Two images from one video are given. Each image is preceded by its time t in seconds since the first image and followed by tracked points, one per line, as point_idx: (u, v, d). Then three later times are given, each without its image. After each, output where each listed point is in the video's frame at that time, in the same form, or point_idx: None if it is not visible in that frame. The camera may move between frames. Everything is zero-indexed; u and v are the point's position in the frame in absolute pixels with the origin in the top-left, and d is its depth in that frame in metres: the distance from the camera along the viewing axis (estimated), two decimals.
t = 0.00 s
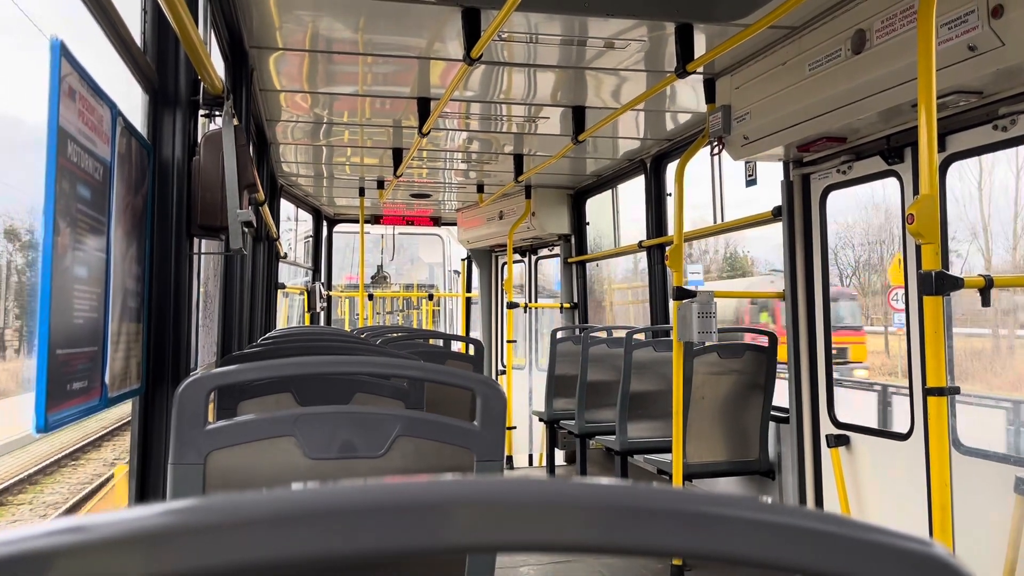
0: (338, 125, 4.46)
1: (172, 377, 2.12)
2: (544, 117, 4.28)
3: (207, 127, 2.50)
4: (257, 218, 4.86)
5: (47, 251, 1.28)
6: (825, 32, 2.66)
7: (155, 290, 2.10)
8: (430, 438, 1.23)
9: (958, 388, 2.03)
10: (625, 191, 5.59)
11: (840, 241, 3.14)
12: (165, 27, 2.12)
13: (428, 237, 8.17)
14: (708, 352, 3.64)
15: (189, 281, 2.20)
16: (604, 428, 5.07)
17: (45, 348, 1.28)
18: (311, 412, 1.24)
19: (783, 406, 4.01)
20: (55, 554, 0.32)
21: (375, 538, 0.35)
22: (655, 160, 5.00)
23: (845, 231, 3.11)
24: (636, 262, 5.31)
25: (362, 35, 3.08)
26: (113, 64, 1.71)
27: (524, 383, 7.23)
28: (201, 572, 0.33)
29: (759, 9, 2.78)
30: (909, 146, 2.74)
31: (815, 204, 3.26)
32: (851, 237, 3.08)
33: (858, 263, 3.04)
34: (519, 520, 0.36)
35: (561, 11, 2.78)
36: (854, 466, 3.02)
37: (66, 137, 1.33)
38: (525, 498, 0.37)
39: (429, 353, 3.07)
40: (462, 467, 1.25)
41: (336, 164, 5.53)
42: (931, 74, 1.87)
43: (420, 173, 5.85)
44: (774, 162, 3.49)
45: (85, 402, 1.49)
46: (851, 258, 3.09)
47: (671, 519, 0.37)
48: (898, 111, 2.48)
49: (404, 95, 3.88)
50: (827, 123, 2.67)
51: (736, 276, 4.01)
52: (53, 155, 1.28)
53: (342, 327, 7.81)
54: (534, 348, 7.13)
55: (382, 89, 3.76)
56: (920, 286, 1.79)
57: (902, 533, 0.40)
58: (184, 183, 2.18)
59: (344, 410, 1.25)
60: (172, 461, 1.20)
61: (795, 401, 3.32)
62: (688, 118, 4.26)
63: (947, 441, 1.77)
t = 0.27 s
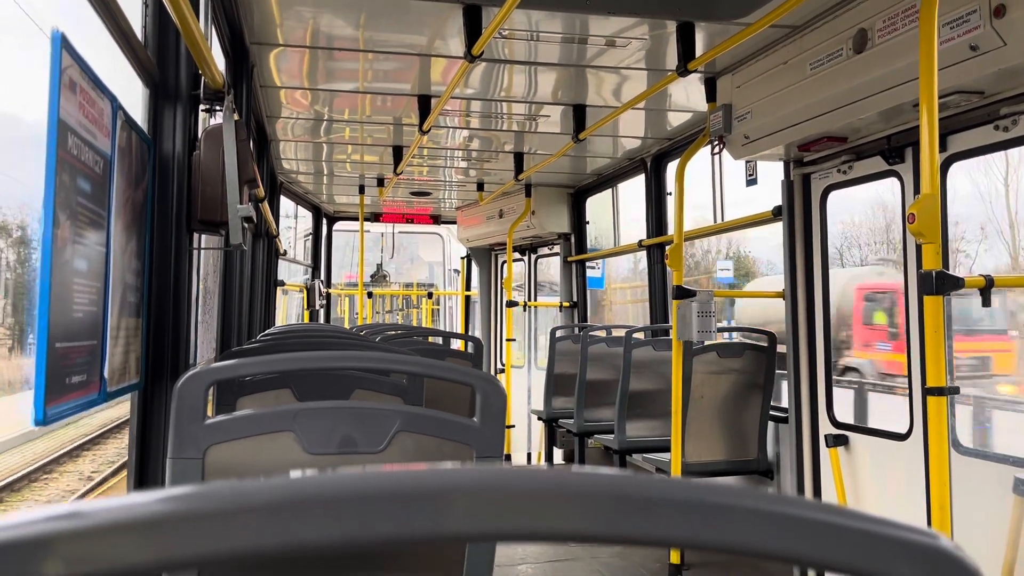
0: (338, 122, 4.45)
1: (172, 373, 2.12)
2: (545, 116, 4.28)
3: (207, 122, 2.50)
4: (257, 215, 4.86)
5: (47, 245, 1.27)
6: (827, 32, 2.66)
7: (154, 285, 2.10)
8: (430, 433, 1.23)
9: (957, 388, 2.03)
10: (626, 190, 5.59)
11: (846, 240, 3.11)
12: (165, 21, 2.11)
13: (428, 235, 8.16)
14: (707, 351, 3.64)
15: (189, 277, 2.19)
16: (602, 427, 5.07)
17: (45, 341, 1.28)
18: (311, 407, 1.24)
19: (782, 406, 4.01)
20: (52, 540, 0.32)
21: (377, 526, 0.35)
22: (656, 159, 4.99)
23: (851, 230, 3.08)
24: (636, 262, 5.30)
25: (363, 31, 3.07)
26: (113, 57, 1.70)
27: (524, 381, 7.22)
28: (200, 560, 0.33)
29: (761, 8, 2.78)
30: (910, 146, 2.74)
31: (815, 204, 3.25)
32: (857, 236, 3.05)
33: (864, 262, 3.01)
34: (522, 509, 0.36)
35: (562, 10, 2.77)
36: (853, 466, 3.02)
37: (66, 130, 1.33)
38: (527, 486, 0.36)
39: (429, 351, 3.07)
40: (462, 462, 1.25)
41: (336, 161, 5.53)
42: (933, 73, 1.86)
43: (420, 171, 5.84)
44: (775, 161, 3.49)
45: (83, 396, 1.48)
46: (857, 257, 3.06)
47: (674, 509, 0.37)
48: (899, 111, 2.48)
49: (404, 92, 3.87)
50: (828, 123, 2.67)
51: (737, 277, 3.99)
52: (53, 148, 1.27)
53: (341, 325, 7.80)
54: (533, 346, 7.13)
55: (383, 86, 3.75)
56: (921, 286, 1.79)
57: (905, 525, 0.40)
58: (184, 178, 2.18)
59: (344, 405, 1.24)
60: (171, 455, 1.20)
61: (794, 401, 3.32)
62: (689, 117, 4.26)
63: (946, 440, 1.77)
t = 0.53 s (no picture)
0: (337, 120, 4.45)
1: (171, 371, 2.12)
2: (544, 115, 4.28)
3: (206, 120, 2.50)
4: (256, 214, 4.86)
5: (46, 243, 1.27)
6: (826, 31, 2.66)
7: (153, 284, 2.10)
8: (429, 432, 1.23)
9: (955, 387, 2.03)
10: (625, 189, 5.59)
11: (851, 239, 3.07)
12: (164, 19, 2.11)
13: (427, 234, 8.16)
14: (706, 351, 3.64)
15: (188, 275, 2.19)
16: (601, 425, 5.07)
17: (44, 339, 1.28)
18: (310, 405, 1.24)
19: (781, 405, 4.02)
20: (52, 537, 0.32)
21: (376, 524, 0.35)
22: (655, 158, 5.00)
23: (856, 228, 3.05)
24: (635, 261, 5.30)
25: (362, 30, 3.07)
26: (113, 56, 1.70)
27: (522, 380, 7.23)
28: (200, 558, 0.33)
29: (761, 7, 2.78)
30: (909, 146, 2.74)
31: (814, 204, 3.25)
32: (863, 235, 3.02)
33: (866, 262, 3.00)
34: (520, 507, 0.36)
35: (562, 8, 2.77)
36: (851, 465, 3.02)
37: (65, 127, 1.32)
38: (526, 485, 0.37)
39: (428, 349, 3.07)
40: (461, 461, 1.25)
41: (335, 159, 5.53)
42: (932, 73, 1.86)
43: (419, 169, 5.84)
44: (773, 161, 3.49)
45: (82, 394, 1.48)
46: (862, 257, 3.03)
47: (672, 508, 0.37)
48: (898, 110, 2.48)
49: (404, 91, 3.87)
50: (827, 122, 2.67)
51: (740, 277, 3.96)
52: (52, 146, 1.27)
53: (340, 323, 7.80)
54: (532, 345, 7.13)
55: (382, 84, 3.75)
56: (919, 286, 1.79)
57: (904, 524, 0.40)
58: (183, 176, 2.18)
59: (343, 404, 1.25)
60: (170, 453, 1.20)
61: (793, 400, 3.32)
62: (688, 116, 4.26)
63: (944, 439, 1.77)
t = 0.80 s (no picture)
0: (336, 117, 4.45)
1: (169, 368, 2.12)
2: (543, 112, 4.28)
3: (205, 117, 2.50)
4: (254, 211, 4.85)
5: (44, 240, 1.27)
6: (825, 29, 2.66)
7: (152, 281, 2.10)
8: (427, 429, 1.23)
9: (953, 386, 2.03)
10: (624, 187, 5.59)
11: (857, 238, 3.05)
12: (163, 15, 2.11)
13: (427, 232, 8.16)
14: (704, 349, 3.64)
15: (186, 272, 2.19)
16: (599, 423, 5.08)
17: (42, 336, 1.27)
18: (308, 403, 1.24)
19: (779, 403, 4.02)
20: (49, 532, 0.32)
21: (374, 521, 0.35)
22: (654, 156, 5.00)
23: (861, 227, 3.02)
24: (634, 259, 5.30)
25: (361, 27, 3.06)
26: (111, 53, 1.70)
27: (521, 378, 7.23)
28: (197, 555, 0.33)
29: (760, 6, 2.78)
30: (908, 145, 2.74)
31: (813, 203, 3.25)
32: (869, 234, 3.00)
33: (865, 261, 3.00)
34: (518, 505, 0.36)
35: (561, 6, 2.77)
36: (849, 464, 3.03)
37: (63, 123, 1.32)
38: (524, 482, 0.37)
39: (426, 347, 3.07)
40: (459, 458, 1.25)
41: (335, 157, 5.52)
42: (931, 71, 1.86)
43: (419, 167, 5.84)
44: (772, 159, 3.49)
45: (81, 391, 1.49)
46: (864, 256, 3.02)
47: (669, 505, 0.37)
48: (897, 109, 2.48)
49: (403, 88, 3.86)
50: (827, 121, 2.67)
51: (745, 275, 3.91)
52: (50, 143, 1.27)
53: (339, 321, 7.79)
54: (531, 343, 7.13)
55: (381, 81, 3.75)
56: (918, 284, 1.79)
57: (901, 522, 0.40)
58: (182, 172, 2.18)
59: (342, 401, 1.24)
60: (167, 450, 1.19)
61: (791, 399, 3.32)
62: (688, 114, 4.26)
63: (942, 438, 1.77)
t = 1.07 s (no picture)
0: (335, 115, 4.44)
1: (168, 365, 2.11)
2: (542, 110, 4.27)
3: (205, 114, 2.50)
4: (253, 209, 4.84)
5: (43, 238, 1.27)
6: (825, 27, 2.66)
7: (152, 279, 2.09)
8: (427, 427, 1.23)
9: (953, 383, 2.03)
10: (623, 185, 5.59)
11: (864, 236, 3.01)
12: (163, 13, 2.11)
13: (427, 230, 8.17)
14: (703, 346, 3.65)
15: (185, 270, 2.19)
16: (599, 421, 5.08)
17: (41, 333, 1.27)
18: (308, 400, 1.24)
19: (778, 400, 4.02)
20: (48, 529, 0.32)
21: (373, 518, 0.35)
22: (654, 154, 4.99)
23: (867, 225, 2.99)
24: (633, 257, 5.30)
25: (360, 25, 3.06)
26: (111, 51, 1.71)
27: (520, 376, 7.24)
28: (198, 552, 0.33)
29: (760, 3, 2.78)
30: (907, 142, 2.74)
31: (813, 201, 3.25)
32: (875, 232, 2.96)
33: (865, 259, 3.00)
34: (517, 501, 0.36)
35: (560, 3, 2.77)
36: (848, 461, 3.03)
37: (63, 121, 1.32)
38: (522, 478, 0.37)
39: (426, 345, 3.07)
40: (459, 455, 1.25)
41: (334, 154, 5.52)
42: (931, 69, 1.86)
43: (418, 164, 5.83)
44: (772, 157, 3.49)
45: (81, 388, 1.49)
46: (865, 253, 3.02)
47: (669, 500, 0.37)
48: (897, 106, 2.48)
49: (402, 85, 3.85)
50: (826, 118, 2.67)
51: (751, 272, 3.86)
52: (49, 141, 1.27)
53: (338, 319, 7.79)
54: (530, 341, 7.13)
55: (380, 79, 3.74)
56: (917, 281, 1.79)
57: (902, 519, 0.40)
58: (181, 169, 2.18)
59: (341, 398, 1.24)
60: (167, 447, 1.19)
61: (791, 397, 3.32)
62: (687, 112, 4.26)
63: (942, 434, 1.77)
